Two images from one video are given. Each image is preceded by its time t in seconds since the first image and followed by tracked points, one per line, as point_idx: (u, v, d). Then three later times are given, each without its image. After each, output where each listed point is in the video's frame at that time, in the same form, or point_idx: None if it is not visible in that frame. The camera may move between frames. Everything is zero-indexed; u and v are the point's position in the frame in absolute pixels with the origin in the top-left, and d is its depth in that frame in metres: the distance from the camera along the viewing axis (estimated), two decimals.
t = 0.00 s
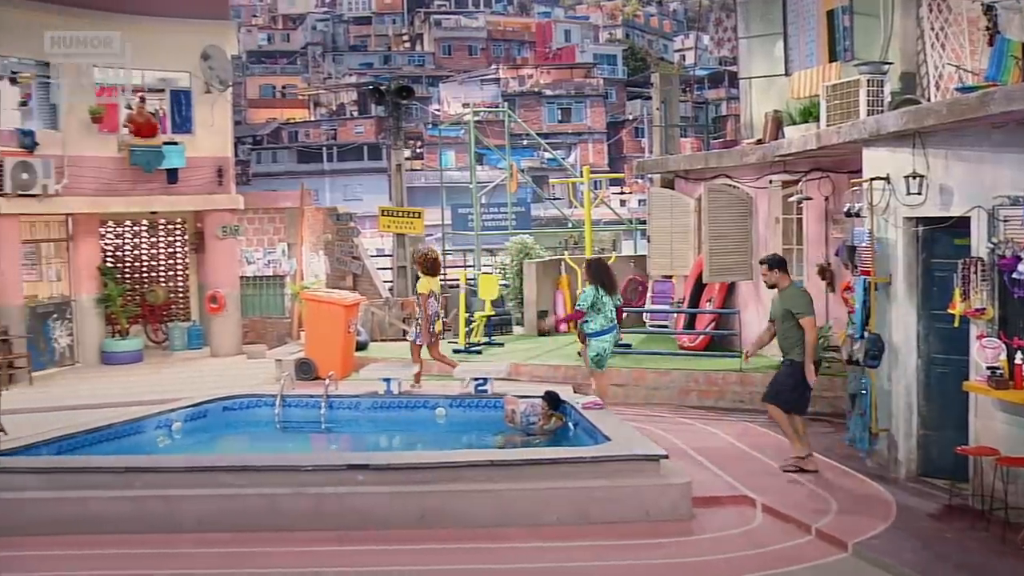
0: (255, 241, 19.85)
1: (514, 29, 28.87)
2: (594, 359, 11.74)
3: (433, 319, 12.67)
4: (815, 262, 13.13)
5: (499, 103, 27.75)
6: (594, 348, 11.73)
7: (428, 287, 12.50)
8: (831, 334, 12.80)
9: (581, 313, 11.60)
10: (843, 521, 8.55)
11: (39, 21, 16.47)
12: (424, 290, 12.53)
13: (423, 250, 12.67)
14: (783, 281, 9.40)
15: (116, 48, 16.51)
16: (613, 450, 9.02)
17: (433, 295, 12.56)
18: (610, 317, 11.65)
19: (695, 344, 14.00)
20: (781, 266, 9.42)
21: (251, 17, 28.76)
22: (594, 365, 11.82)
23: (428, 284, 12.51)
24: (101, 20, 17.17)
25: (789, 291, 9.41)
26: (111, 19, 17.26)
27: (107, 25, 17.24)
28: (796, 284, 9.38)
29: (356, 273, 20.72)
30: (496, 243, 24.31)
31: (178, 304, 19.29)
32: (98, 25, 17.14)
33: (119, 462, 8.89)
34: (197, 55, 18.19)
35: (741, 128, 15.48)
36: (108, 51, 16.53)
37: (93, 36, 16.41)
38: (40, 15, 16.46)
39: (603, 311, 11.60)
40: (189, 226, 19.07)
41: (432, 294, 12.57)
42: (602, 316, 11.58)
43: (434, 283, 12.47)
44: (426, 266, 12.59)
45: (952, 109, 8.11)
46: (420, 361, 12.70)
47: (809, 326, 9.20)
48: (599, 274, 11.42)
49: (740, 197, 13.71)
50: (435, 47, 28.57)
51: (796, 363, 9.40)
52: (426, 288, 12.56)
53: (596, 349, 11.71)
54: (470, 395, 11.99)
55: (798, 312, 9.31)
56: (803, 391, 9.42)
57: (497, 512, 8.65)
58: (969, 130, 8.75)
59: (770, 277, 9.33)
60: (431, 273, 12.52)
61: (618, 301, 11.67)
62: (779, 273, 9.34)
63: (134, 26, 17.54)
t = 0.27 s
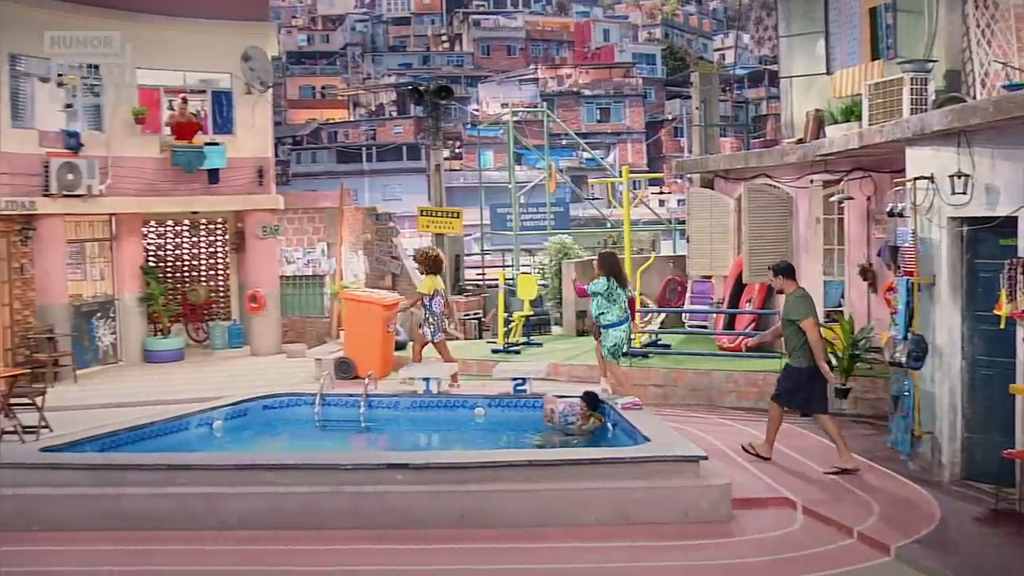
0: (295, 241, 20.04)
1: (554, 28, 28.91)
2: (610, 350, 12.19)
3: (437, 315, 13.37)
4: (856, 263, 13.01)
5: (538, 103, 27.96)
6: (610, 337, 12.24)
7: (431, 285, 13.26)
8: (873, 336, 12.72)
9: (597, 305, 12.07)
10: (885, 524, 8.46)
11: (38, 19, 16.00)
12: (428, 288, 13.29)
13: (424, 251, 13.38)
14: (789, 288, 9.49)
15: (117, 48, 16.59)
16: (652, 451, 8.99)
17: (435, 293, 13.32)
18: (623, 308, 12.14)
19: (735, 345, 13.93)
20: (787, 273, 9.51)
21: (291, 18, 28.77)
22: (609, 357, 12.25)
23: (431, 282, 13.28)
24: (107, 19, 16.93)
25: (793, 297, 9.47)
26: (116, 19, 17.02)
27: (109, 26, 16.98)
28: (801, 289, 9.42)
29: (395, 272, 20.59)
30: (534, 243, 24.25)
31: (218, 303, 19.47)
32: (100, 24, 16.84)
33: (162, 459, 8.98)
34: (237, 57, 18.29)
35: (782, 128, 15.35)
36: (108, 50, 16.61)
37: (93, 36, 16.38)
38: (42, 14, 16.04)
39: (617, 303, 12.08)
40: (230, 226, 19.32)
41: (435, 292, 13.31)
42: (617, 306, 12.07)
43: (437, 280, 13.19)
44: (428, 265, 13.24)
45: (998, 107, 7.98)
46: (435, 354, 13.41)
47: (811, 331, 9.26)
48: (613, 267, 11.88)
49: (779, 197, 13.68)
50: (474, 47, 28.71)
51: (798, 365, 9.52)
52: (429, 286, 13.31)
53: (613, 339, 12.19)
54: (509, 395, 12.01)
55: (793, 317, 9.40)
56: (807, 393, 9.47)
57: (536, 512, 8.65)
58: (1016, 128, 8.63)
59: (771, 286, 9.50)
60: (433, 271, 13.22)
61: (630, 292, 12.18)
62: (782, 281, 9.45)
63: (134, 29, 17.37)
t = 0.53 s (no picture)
0: (333, 241, 20.17)
1: (591, 28, 28.90)
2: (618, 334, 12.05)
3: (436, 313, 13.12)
4: (896, 264, 12.87)
5: (575, 103, 28.23)
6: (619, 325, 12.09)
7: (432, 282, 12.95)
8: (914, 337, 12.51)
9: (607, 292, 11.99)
10: (927, 528, 8.36)
11: (40, 18, 15.49)
12: (428, 286, 12.96)
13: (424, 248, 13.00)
14: (787, 283, 9.78)
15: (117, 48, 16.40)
16: (690, 451, 8.95)
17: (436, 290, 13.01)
18: (637, 296, 12.01)
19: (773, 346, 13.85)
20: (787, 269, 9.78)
21: (329, 19, 29.29)
22: (614, 341, 12.09)
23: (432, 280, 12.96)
24: (104, 16, 16.43)
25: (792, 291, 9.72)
26: (114, 15, 16.56)
27: (110, 24, 16.56)
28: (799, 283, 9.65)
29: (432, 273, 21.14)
30: (572, 243, 24.20)
31: (257, 302, 19.66)
32: (99, 21, 16.39)
33: (201, 457, 9.06)
34: (277, 57, 18.43)
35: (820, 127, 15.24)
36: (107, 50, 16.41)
37: (93, 36, 16.13)
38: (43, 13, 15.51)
39: (631, 290, 11.95)
40: (269, 226, 19.50)
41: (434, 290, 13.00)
42: (632, 293, 11.94)
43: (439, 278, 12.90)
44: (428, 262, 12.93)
45: None
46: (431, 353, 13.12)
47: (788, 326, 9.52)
48: (630, 255, 11.78)
49: (819, 197, 13.60)
50: (511, 47, 28.83)
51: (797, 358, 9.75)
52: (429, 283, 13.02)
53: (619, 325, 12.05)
54: (547, 395, 12.02)
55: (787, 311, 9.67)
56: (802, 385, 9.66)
57: (573, 513, 8.63)
58: None
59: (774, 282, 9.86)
60: (434, 268, 12.91)
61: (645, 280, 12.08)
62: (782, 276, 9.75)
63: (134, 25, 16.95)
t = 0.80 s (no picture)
0: (369, 241, 20.25)
1: (625, 26, 28.20)
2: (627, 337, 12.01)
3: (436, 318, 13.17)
4: (936, 264, 12.70)
5: (611, 103, 27.78)
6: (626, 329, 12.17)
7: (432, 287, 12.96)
8: (954, 339, 12.32)
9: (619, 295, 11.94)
10: (968, 532, 8.24)
11: (39, 15, 14.92)
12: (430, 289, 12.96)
13: (419, 254, 13.24)
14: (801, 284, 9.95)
15: (118, 48, 15.63)
16: (727, 453, 8.90)
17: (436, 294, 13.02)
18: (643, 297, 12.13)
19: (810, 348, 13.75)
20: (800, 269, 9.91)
21: (364, 21, 29.29)
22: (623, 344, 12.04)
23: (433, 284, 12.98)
24: (106, 13, 15.97)
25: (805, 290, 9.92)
26: (111, 13, 16.01)
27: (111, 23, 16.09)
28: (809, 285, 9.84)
29: (468, 271, 21.05)
30: (608, 243, 24.16)
31: (294, 302, 19.81)
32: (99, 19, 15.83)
33: (238, 455, 9.13)
34: (313, 58, 18.59)
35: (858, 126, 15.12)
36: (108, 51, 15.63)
37: (93, 36, 15.41)
38: (44, 10, 14.98)
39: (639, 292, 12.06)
40: (305, 226, 19.65)
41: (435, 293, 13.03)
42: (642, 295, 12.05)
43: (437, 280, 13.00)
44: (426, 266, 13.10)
45: None
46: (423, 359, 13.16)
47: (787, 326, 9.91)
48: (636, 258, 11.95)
49: (857, 197, 13.43)
50: (546, 47, 28.40)
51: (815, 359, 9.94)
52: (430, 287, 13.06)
53: (626, 327, 12.06)
54: (582, 395, 12.03)
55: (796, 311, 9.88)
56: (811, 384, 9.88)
57: (609, 513, 8.61)
58: None
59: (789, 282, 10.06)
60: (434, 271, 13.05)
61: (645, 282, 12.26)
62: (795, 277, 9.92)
63: (135, 23, 16.50)
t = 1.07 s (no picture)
0: (403, 240, 20.49)
1: (660, 26, 28.80)
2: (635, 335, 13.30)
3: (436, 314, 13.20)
4: (975, 264, 12.55)
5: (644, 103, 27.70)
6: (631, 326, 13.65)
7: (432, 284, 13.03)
8: (994, 340, 12.15)
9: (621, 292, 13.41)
10: (1008, 537, 8.12)
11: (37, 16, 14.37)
12: (428, 287, 12.94)
13: (417, 251, 13.07)
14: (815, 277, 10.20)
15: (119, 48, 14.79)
16: (763, 454, 8.84)
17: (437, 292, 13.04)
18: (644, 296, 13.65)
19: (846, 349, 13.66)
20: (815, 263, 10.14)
21: (399, 21, 30.41)
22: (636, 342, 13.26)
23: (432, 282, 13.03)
24: (106, 9, 15.46)
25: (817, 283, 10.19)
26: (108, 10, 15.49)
27: (110, 22, 15.58)
28: (820, 281, 10.09)
29: (501, 271, 20.90)
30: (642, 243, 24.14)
31: (328, 301, 19.94)
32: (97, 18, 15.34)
33: (273, 453, 9.20)
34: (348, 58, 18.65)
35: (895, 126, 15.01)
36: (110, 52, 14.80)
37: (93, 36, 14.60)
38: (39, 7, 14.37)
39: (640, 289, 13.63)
40: (340, 226, 19.80)
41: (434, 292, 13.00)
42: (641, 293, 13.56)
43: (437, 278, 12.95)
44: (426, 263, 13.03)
45: None
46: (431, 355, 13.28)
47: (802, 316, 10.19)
48: (633, 257, 13.61)
49: (894, 196, 13.37)
50: (580, 46, 28.85)
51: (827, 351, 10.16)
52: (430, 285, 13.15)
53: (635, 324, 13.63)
54: (616, 395, 12.02)
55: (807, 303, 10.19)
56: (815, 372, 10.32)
57: (644, 514, 8.58)
58: None
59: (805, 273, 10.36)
60: (432, 269, 13.00)
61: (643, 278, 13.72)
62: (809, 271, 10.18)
63: (135, 20, 16.03)
